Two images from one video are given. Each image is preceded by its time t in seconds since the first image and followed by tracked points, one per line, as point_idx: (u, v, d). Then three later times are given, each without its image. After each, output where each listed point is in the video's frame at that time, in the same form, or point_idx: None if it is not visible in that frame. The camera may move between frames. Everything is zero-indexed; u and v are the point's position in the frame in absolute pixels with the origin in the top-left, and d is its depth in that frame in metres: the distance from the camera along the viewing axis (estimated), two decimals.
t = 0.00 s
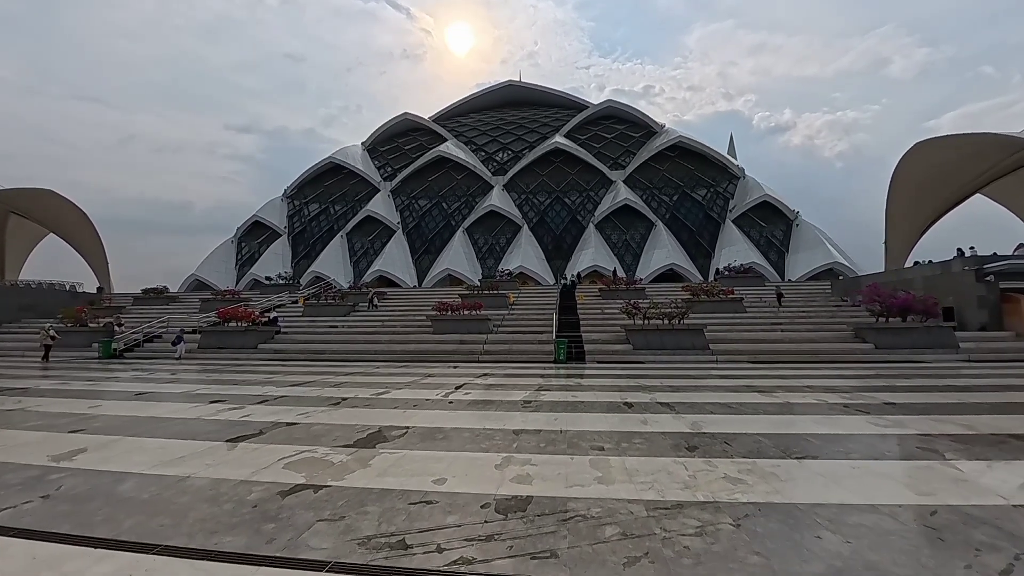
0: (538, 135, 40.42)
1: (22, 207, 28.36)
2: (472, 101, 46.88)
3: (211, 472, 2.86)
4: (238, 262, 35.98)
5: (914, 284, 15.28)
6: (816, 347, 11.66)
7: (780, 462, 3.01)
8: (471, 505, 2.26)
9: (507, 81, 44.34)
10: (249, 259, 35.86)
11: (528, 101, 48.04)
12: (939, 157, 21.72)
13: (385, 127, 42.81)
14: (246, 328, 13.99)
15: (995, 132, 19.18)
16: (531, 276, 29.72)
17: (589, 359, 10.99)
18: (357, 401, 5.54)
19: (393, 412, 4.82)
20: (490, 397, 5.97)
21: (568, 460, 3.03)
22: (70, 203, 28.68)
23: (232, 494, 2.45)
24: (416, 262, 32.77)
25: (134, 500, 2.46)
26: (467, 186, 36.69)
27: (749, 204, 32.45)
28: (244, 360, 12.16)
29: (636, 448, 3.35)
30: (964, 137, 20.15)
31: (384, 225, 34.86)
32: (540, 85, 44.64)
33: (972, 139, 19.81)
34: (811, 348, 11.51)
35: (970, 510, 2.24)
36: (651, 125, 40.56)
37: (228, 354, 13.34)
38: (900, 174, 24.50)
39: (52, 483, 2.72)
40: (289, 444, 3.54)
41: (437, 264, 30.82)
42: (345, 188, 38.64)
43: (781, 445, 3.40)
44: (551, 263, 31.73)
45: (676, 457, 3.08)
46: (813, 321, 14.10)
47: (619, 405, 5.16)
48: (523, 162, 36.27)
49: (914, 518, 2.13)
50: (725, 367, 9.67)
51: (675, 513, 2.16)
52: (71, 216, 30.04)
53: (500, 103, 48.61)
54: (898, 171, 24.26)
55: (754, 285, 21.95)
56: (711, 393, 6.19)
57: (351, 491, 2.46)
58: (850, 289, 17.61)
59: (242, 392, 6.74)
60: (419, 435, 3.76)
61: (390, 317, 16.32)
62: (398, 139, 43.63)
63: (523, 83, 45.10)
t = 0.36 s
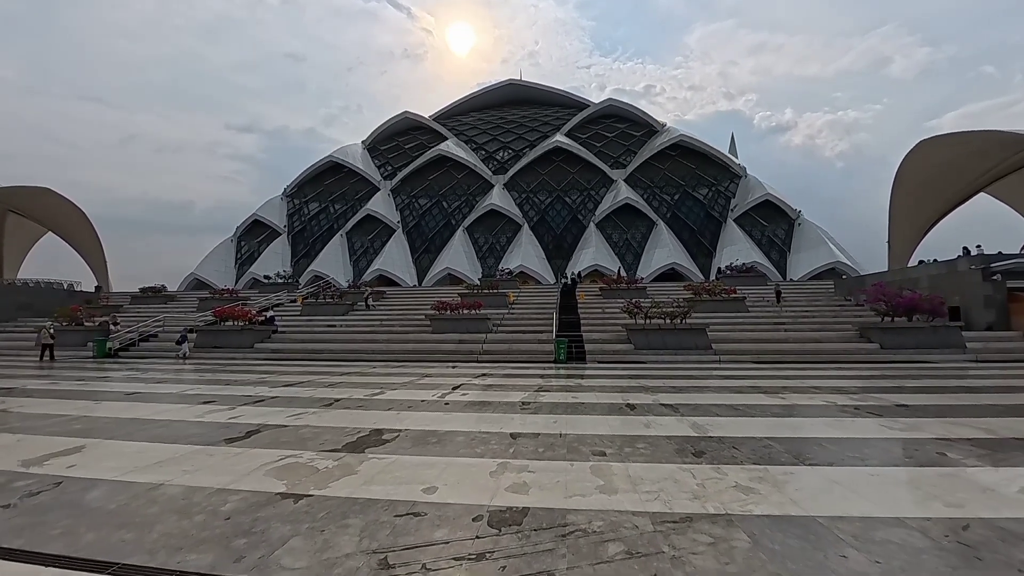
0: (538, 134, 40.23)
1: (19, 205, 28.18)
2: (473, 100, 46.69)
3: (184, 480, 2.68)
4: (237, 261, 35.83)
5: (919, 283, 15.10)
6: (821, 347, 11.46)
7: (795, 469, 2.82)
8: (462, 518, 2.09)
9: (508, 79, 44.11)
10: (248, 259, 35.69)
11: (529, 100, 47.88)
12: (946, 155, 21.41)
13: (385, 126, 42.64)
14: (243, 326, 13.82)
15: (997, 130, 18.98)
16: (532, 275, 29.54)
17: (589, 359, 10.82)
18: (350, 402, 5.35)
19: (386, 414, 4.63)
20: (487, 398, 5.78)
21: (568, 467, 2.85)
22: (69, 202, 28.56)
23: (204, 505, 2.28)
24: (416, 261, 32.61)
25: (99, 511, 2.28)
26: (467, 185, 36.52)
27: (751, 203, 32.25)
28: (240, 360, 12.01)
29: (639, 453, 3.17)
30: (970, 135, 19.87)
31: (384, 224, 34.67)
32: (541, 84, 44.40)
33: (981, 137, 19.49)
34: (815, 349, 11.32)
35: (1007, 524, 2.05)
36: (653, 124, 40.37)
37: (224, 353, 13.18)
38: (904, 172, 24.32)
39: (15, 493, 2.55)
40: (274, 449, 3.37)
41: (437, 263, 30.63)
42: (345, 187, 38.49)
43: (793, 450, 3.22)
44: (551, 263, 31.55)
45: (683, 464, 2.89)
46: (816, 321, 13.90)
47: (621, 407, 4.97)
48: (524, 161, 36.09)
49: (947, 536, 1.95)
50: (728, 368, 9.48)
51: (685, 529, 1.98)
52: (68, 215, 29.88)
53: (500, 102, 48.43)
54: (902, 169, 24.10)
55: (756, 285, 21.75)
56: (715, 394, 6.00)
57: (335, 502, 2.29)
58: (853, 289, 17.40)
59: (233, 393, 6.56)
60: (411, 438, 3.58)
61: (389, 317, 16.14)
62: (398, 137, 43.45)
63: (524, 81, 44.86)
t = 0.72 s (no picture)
0: (538, 133, 40.05)
1: (14, 203, 27.92)
2: (472, 99, 46.48)
3: (153, 493, 2.48)
4: (235, 260, 35.63)
5: (922, 283, 14.93)
6: (825, 347, 11.29)
7: (813, 482, 2.62)
8: (450, 541, 1.89)
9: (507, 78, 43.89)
10: (246, 258, 35.48)
11: (528, 99, 47.69)
12: (948, 154, 21.21)
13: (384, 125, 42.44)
14: (238, 326, 13.62)
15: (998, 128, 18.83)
16: (531, 275, 29.35)
17: (589, 359, 10.64)
18: (341, 405, 5.15)
19: (377, 418, 4.43)
20: (484, 400, 5.57)
21: (568, 478, 2.65)
22: (64, 200, 28.25)
23: (169, 524, 2.08)
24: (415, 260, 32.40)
25: (54, 528, 2.09)
26: (466, 184, 36.33)
27: (752, 202, 32.06)
28: (234, 360, 11.82)
29: (643, 462, 2.97)
30: (971, 134, 19.72)
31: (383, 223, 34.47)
32: (541, 83, 44.16)
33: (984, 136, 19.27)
34: (819, 349, 11.14)
35: None
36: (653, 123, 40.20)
37: (219, 353, 13.00)
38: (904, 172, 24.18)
39: None
40: (255, 457, 3.16)
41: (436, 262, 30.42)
42: (344, 186, 38.28)
43: (807, 459, 3.03)
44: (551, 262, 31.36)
45: (692, 476, 2.69)
46: (819, 321, 13.72)
47: (622, 411, 4.77)
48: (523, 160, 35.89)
49: (987, 561, 1.76)
50: (730, 369, 9.31)
51: (698, 553, 1.78)
52: (64, 213, 29.62)
53: (500, 101, 48.22)
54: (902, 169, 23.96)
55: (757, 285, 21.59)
56: (719, 397, 5.80)
57: (313, 520, 2.09)
58: (856, 289, 17.21)
59: (222, 395, 6.36)
60: (402, 446, 3.38)
61: (386, 316, 15.94)
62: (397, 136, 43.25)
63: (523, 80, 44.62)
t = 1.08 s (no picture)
0: (539, 132, 39.87)
1: (13, 202, 27.84)
2: (473, 98, 46.33)
3: (120, 504, 2.31)
4: (235, 260, 35.55)
5: (929, 282, 14.69)
6: (830, 348, 11.09)
7: (828, 493, 2.44)
8: (434, 561, 1.71)
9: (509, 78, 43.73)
10: (247, 257, 35.39)
11: (530, 98, 47.52)
12: (955, 152, 20.95)
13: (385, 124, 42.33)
14: (234, 326, 13.47)
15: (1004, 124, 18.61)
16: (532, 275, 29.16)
17: (591, 360, 10.46)
18: (331, 407, 4.96)
19: (368, 421, 4.24)
20: (480, 402, 5.39)
21: (566, 488, 2.47)
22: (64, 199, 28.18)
23: (130, 540, 1.92)
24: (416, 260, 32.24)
25: (6, 543, 1.93)
26: (467, 184, 36.17)
27: (754, 202, 31.81)
28: (231, 360, 11.68)
29: (646, 470, 2.78)
30: (976, 131, 19.51)
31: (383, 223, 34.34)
32: (542, 82, 43.97)
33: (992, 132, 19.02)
34: (824, 349, 10.94)
35: None
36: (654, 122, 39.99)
37: (216, 353, 12.87)
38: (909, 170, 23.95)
39: None
40: (234, 464, 2.99)
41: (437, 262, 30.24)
42: (344, 186, 38.18)
43: (821, 468, 2.84)
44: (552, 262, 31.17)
45: (700, 486, 2.50)
46: (824, 321, 13.50)
47: (624, 413, 4.59)
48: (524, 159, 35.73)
49: None
50: (734, 370, 9.12)
51: None
52: (63, 212, 29.55)
53: (501, 100, 48.07)
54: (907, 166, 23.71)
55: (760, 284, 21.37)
56: (725, 399, 5.61)
57: (285, 537, 1.92)
58: (861, 288, 16.97)
59: (214, 396, 6.20)
60: (390, 452, 3.21)
61: (385, 316, 15.79)
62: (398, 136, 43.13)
63: (525, 79, 44.44)
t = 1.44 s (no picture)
0: (544, 130, 39.67)
1: (21, 201, 28.11)
2: (478, 96, 46.19)
3: (94, 513, 2.19)
4: (241, 259, 35.70)
5: (943, 280, 14.35)
6: (841, 347, 10.85)
7: (850, 506, 2.26)
8: None
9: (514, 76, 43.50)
10: (253, 257, 35.53)
11: (535, 96, 47.30)
12: (969, 147, 20.46)
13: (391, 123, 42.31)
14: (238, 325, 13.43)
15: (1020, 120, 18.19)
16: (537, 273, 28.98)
17: (596, 360, 10.28)
18: (327, 409, 4.83)
19: (362, 424, 4.10)
20: (481, 404, 5.23)
21: (567, 500, 2.31)
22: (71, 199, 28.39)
23: (98, 554, 1.81)
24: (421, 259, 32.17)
25: None
26: (472, 182, 36.03)
27: (762, 199, 31.40)
28: (233, 359, 11.63)
29: (652, 479, 2.61)
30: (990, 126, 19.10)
31: (388, 222, 34.31)
32: (547, 80, 43.69)
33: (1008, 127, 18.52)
34: (835, 349, 10.69)
35: None
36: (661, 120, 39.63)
37: (219, 352, 12.85)
38: (920, 166, 23.48)
39: None
40: (219, 469, 2.87)
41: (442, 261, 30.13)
42: (349, 185, 38.20)
43: (840, 478, 2.66)
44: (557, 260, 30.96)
45: (710, 498, 2.33)
46: (834, 320, 13.23)
47: (629, 416, 4.40)
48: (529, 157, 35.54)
49: None
50: (743, 370, 8.91)
51: None
52: (71, 211, 29.81)
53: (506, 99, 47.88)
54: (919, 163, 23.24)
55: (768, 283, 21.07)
56: (735, 401, 5.41)
57: (261, 553, 1.79)
58: (872, 286, 16.63)
59: (211, 396, 6.11)
60: (382, 457, 3.07)
61: (389, 315, 15.69)
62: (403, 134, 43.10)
63: (530, 77, 44.18)
